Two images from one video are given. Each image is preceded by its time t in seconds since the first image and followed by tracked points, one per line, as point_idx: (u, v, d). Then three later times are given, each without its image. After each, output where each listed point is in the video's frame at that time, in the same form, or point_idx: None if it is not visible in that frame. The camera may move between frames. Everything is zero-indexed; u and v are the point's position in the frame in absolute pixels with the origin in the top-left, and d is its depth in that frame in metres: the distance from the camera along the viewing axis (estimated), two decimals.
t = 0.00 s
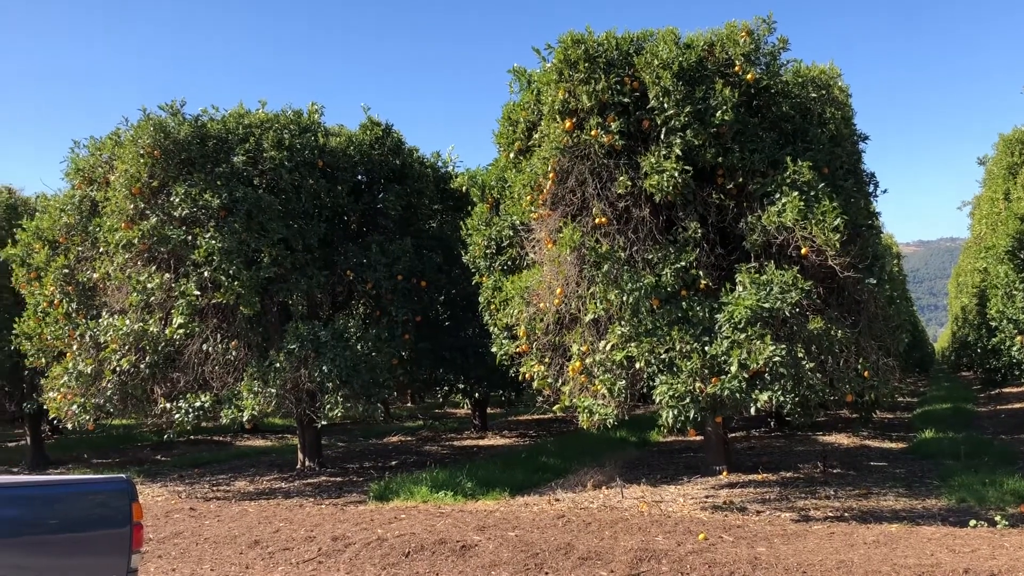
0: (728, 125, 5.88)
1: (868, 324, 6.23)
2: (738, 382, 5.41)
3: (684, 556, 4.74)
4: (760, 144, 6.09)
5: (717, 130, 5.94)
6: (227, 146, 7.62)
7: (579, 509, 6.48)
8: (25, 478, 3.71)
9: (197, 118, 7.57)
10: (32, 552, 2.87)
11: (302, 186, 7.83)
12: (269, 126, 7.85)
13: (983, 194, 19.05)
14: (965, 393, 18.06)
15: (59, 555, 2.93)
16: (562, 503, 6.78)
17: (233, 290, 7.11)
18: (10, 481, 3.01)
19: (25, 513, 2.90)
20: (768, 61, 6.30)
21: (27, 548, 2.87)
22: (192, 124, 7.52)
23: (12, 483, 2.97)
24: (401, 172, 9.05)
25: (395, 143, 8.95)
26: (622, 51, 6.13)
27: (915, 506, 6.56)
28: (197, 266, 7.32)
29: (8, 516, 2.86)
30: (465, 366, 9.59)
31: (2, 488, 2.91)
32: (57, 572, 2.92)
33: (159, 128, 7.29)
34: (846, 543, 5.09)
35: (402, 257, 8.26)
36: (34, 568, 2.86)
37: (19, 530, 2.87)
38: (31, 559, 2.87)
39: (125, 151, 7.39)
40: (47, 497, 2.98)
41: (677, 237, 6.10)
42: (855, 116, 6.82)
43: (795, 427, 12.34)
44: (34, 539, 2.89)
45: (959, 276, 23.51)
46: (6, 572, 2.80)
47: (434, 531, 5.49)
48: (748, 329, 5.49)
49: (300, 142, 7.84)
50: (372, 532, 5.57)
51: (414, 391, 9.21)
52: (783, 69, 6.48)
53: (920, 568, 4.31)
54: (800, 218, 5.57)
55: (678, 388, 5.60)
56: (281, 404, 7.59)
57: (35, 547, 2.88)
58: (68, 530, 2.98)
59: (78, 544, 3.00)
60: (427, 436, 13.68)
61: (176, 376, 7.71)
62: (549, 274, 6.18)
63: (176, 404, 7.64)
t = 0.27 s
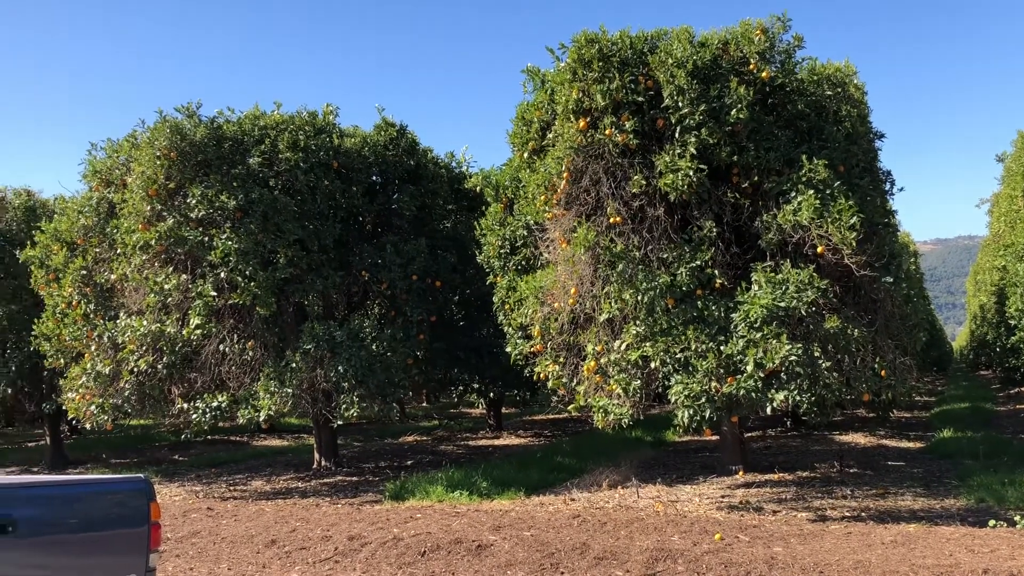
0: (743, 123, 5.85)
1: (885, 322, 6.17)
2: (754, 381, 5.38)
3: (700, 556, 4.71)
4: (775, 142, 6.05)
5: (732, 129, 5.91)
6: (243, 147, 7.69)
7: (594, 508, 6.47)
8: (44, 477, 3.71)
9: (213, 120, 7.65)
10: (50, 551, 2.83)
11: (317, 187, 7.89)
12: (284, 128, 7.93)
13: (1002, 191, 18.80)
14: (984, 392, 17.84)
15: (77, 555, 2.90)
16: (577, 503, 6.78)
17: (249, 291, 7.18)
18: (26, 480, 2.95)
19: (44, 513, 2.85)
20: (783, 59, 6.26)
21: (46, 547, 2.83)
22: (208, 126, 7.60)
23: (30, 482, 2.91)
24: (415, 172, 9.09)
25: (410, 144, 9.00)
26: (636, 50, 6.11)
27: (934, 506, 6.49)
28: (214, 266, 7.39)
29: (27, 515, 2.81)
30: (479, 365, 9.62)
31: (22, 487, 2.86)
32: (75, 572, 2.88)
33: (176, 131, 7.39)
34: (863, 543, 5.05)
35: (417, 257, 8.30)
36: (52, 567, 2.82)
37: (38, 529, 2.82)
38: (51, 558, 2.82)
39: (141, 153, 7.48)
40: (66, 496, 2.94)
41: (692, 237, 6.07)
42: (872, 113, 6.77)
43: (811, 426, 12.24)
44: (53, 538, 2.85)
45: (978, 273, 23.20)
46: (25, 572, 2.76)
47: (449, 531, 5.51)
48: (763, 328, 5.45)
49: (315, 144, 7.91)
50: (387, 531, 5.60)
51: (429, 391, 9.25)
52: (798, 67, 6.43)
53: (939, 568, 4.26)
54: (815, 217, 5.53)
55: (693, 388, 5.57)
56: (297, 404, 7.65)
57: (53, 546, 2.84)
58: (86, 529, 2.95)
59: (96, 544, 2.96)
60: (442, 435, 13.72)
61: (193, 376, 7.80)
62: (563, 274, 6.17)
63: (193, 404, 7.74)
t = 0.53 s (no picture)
0: (761, 121, 5.80)
1: (905, 320, 6.09)
2: (773, 380, 5.34)
3: (719, 556, 4.69)
4: (793, 140, 5.99)
5: (750, 126, 5.86)
6: (261, 148, 7.77)
7: (612, 508, 6.46)
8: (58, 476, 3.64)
9: (231, 121, 7.73)
10: (71, 551, 2.74)
11: (334, 188, 7.95)
12: (301, 128, 8.00)
13: None
14: (1008, 390, 17.55)
15: (98, 554, 2.81)
16: (595, 503, 6.76)
17: (267, 291, 7.25)
18: (40, 479, 2.83)
19: (64, 512, 2.76)
20: (801, 56, 6.20)
21: (66, 546, 2.73)
22: (227, 127, 7.68)
23: (46, 482, 2.80)
24: (432, 172, 9.12)
25: (426, 144, 9.03)
26: (653, 48, 6.08)
27: (955, 506, 6.39)
28: (232, 267, 7.48)
29: (49, 515, 2.71)
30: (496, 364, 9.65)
31: (41, 486, 2.74)
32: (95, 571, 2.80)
33: (194, 132, 7.48)
34: (883, 543, 4.99)
35: (434, 257, 8.33)
36: (73, 567, 2.73)
37: (58, 529, 2.73)
38: (71, 558, 2.74)
39: (160, 154, 7.58)
40: (86, 495, 2.85)
41: (709, 235, 6.04)
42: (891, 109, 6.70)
43: (831, 426, 12.12)
44: (74, 538, 2.76)
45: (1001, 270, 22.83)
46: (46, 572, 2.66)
47: (467, 530, 5.53)
48: (782, 327, 5.40)
49: (332, 144, 7.97)
50: (405, 530, 5.63)
51: (446, 390, 9.30)
52: (817, 64, 6.37)
53: (962, 569, 4.20)
54: (834, 214, 5.48)
55: (711, 387, 5.54)
56: (316, 403, 7.71)
57: (74, 545, 2.75)
58: (106, 529, 2.86)
59: (117, 543, 2.88)
60: (459, 435, 13.77)
61: (212, 376, 7.88)
62: (580, 273, 6.16)
63: (212, 404, 7.79)
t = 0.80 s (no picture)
0: (778, 119, 5.76)
1: (924, 319, 6.03)
2: (790, 380, 5.30)
3: (736, 556, 4.66)
4: (811, 138, 5.95)
5: (767, 124, 5.82)
6: (278, 149, 7.83)
7: (628, 507, 6.45)
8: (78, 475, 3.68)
9: (248, 122, 7.80)
10: (91, 549, 2.79)
11: (351, 188, 8.01)
12: (318, 129, 8.06)
13: None
14: None
15: (117, 552, 2.86)
16: (612, 502, 6.75)
17: (285, 291, 7.32)
18: (59, 478, 2.87)
19: (85, 510, 2.80)
20: (818, 53, 6.14)
21: (87, 544, 2.78)
22: (243, 128, 7.75)
23: (66, 481, 2.84)
24: (448, 172, 9.15)
25: (442, 144, 9.07)
26: (669, 46, 6.05)
27: (977, 507, 6.31)
28: (250, 267, 7.56)
29: (70, 513, 2.76)
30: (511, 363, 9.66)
31: (62, 484, 2.79)
32: (115, 569, 2.85)
33: (211, 133, 7.56)
34: (903, 543, 4.95)
35: (449, 256, 8.36)
36: (93, 565, 2.79)
37: (79, 527, 2.77)
38: (92, 556, 2.79)
39: (178, 155, 7.66)
40: (106, 494, 2.89)
41: (726, 234, 6.00)
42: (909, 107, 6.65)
43: (849, 425, 12.00)
44: (94, 536, 2.80)
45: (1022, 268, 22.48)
46: (68, 569, 2.71)
47: (483, 529, 5.54)
48: (800, 326, 5.35)
49: (349, 144, 8.02)
50: (422, 529, 5.66)
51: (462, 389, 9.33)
52: (834, 61, 6.33)
53: (983, 570, 4.16)
54: (852, 213, 5.43)
55: (729, 386, 5.50)
56: (333, 402, 7.77)
57: (95, 543, 2.80)
58: (126, 526, 2.91)
59: (137, 541, 2.93)
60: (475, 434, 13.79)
61: (230, 376, 7.95)
62: (596, 272, 6.15)
63: (230, 404, 7.91)
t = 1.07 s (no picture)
0: (793, 117, 5.73)
1: (941, 318, 5.97)
2: (805, 379, 5.26)
3: (751, 556, 4.64)
4: (825, 137, 5.91)
5: (781, 123, 5.78)
6: (292, 150, 7.88)
7: (642, 508, 6.43)
8: (95, 474, 3.71)
9: (261, 123, 7.86)
10: (107, 547, 2.83)
11: (364, 188, 8.06)
12: (331, 129, 8.10)
13: None
14: None
15: (133, 551, 2.90)
16: (626, 502, 6.74)
17: (299, 291, 7.38)
18: (75, 478, 2.91)
19: (101, 509, 2.84)
20: (832, 51, 6.09)
21: (103, 542, 2.82)
22: (257, 129, 7.81)
23: (82, 480, 2.88)
24: (461, 172, 9.18)
25: (455, 144, 9.09)
26: (682, 45, 6.03)
27: (994, 507, 6.24)
28: (264, 267, 7.62)
29: (86, 513, 2.79)
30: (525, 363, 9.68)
31: (80, 483, 2.83)
32: (131, 567, 2.88)
33: (225, 134, 7.62)
34: (919, 544, 4.91)
35: (462, 256, 8.39)
36: (110, 563, 2.82)
37: (95, 526, 2.81)
38: (108, 554, 2.83)
39: (193, 156, 7.72)
40: (121, 493, 2.92)
41: (740, 233, 5.98)
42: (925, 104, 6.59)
43: (865, 425, 11.90)
44: (110, 534, 2.84)
45: None
46: (85, 567, 2.75)
47: (497, 529, 5.56)
48: (815, 326, 5.31)
49: (362, 145, 8.07)
50: (436, 529, 5.69)
51: (476, 389, 9.37)
52: (849, 59, 6.28)
53: (1001, 571, 4.12)
54: (867, 211, 5.39)
55: (743, 386, 5.47)
56: (347, 402, 7.82)
57: (111, 542, 2.84)
58: (141, 525, 2.95)
59: (153, 540, 2.97)
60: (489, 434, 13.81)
61: (245, 376, 8.02)
62: (609, 271, 6.14)
63: (245, 403, 7.98)
